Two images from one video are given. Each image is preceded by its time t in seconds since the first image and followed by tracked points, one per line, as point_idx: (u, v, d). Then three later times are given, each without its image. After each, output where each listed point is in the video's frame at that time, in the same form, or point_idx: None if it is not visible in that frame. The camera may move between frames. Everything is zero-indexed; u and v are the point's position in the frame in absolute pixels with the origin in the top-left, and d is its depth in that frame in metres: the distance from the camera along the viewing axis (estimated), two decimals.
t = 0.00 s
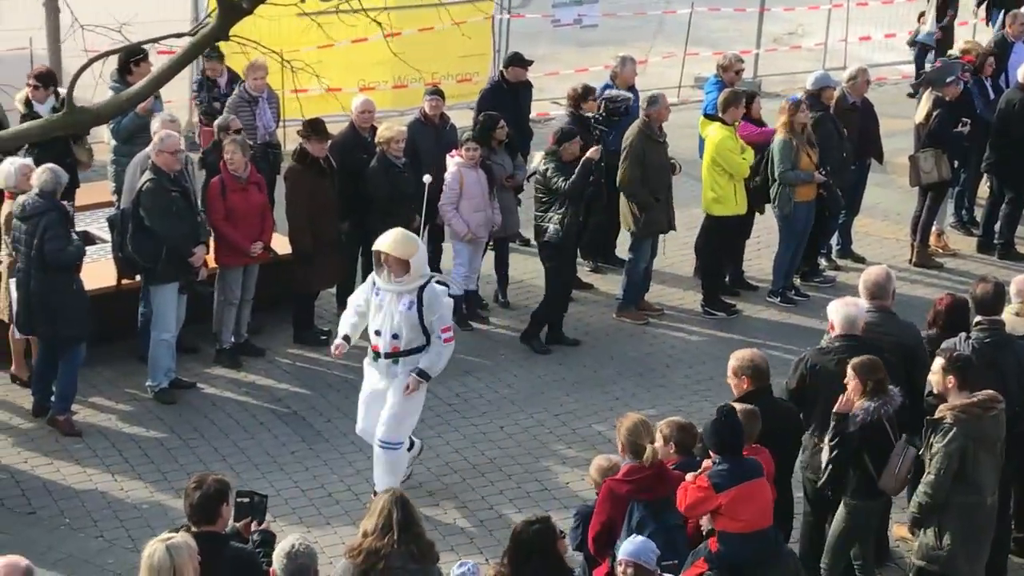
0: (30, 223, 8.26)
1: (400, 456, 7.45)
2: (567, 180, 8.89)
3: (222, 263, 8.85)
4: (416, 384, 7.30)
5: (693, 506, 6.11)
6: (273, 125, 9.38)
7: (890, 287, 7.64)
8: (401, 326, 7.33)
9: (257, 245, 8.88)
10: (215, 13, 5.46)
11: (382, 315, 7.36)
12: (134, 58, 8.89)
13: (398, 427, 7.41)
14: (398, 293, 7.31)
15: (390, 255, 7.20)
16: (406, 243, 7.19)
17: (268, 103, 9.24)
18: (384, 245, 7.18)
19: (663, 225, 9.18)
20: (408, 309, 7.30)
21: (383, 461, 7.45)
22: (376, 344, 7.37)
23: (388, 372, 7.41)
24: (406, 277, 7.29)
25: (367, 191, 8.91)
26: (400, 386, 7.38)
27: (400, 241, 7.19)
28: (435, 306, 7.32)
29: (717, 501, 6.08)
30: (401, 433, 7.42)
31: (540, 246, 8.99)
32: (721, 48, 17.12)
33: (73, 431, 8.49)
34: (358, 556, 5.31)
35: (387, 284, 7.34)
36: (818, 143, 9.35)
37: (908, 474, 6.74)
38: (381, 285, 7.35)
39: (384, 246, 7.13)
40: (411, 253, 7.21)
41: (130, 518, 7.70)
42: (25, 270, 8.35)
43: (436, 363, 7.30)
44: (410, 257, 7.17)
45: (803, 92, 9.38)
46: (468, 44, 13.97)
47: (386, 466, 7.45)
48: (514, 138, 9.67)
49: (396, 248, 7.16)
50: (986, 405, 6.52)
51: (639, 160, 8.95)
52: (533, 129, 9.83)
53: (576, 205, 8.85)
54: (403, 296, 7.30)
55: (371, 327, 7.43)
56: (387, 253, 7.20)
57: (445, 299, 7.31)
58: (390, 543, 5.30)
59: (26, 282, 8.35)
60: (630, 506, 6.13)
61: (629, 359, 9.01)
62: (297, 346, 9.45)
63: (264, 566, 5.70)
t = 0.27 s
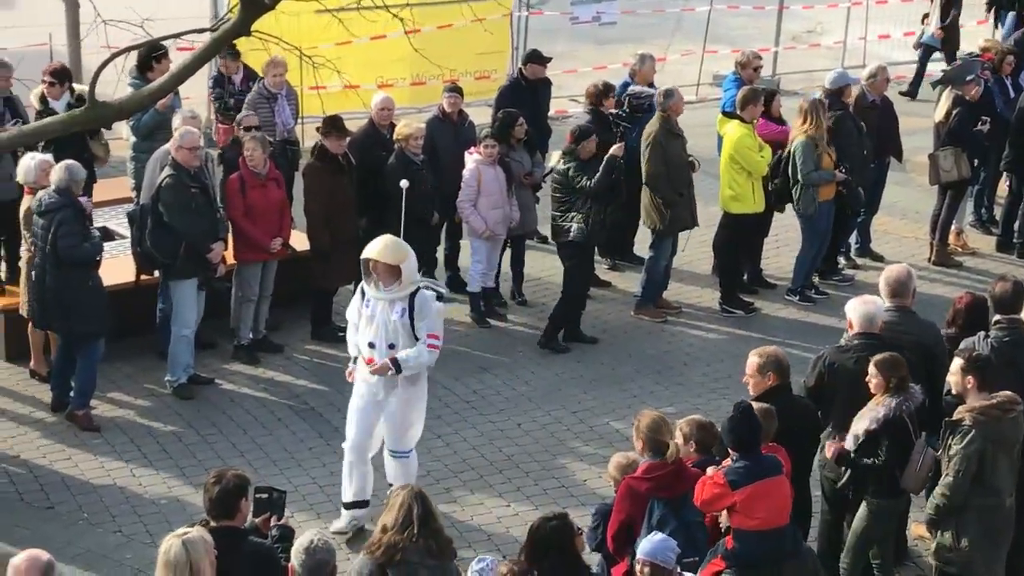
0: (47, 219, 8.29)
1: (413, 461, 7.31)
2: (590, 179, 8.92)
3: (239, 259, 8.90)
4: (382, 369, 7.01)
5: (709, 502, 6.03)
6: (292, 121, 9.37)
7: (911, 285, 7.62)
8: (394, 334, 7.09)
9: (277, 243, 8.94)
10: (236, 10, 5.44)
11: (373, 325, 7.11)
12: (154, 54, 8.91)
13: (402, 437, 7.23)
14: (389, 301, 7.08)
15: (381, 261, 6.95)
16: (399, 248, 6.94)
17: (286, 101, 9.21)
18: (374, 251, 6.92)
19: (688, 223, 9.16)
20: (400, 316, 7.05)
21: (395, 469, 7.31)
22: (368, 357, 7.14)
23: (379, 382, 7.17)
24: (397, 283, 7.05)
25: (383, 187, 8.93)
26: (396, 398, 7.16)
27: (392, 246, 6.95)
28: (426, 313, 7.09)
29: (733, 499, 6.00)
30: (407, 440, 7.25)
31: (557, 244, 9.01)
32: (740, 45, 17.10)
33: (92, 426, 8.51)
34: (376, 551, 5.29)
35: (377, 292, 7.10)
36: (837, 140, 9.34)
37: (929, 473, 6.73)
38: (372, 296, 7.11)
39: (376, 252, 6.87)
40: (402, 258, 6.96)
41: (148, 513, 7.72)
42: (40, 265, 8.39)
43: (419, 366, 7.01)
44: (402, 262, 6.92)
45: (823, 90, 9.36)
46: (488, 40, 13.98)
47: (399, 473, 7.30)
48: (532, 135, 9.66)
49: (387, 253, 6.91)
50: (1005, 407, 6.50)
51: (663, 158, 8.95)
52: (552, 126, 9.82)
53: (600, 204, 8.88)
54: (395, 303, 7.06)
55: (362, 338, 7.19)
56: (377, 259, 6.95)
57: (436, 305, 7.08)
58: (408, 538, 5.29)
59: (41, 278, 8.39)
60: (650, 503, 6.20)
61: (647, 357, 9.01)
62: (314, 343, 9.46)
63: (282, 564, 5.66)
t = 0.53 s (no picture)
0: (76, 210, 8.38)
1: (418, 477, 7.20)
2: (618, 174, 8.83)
3: (272, 251, 8.92)
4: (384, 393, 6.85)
5: (742, 497, 6.04)
6: (323, 115, 9.50)
7: (944, 282, 7.62)
8: (389, 350, 6.94)
9: (310, 235, 8.97)
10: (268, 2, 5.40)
11: (367, 342, 6.94)
12: (186, 47, 8.95)
13: (402, 457, 7.07)
14: (382, 316, 6.92)
15: (372, 277, 6.78)
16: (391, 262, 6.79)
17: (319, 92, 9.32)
18: (365, 267, 6.75)
19: (722, 217, 9.18)
20: (394, 330, 6.91)
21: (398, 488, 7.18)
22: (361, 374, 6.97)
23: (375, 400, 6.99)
24: (389, 297, 6.90)
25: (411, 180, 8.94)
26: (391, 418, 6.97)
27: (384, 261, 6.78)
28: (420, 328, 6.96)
29: (766, 494, 6.03)
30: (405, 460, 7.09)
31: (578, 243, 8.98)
32: (771, 40, 17.06)
33: (123, 417, 8.56)
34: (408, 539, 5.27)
35: (369, 309, 6.93)
36: (873, 135, 9.37)
37: (961, 471, 6.72)
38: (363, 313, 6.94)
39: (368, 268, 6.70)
40: (393, 272, 6.80)
41: (179, 504, 7.75)
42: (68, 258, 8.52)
43: (414, 378, 6.85)
44: (394, 276, 6.76)
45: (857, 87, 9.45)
46: (519, 34, 14.00)
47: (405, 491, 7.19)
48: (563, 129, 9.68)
49: (379, 268, 6.74)
50: None
51: (698, 149, 8.98)
52: (582, 119, 9.81)
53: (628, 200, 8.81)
54: (388, 318, 6.91)
55: (356, 358, 7.03)
56: (368, 275, 6.77)
57: (431, 319, 6.96)
58: (438, 529, 5.26)
59: (65, 271, 8.53)
60: (683, 497, 6.08)
61: (677, 351, 9.01)
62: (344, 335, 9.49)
63: (313, 554, 5.63)
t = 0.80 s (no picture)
0: (115, 194, 8.48)
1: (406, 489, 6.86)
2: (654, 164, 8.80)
3: (315, 239, 9.00)
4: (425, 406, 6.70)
5: (785, 490, 5.87)
6: (364, 103, 9.60)
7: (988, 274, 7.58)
8: (398, 349, 6.70)
9: (352, 223, 9.06)
10: None
11: (374, 340, 6.70)
12: (227, 34, 8.97)
13: (401, 461, 6.80)
14: (390, 314, 6.66)
15: (378, 273, 6.55)
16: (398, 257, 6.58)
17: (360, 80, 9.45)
18: (369, 265, 6.51)
19: (762, 206, 9.15)
20: (404, 329, 6.65)
21: (386, 497, 6.86)
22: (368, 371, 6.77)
23: (385, 401, 6.79)
24: (397, 295, 6.63)
25: (450, 168, 8.96)
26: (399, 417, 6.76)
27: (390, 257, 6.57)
28: (430, 325, 6.68)
29: (809, 488, 5.83)
30: (405, 465, 6.82)
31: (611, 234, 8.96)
32: (814, 30, 16.99)
33: (163, 403, 8.60)
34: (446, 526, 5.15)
35: (377, 306, 6.67)
36: (918, 126, 9.47)
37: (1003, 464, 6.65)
38: (372, 310, 6.69)
39: (375, 262, 6.48)
40: (401, 268, 6.58)
41: (217, 489, 7.78)
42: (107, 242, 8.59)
43: (444, 381, 6.68)
44: (400, 273, 6.52)
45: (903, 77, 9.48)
46: (559, 24, 13.99)
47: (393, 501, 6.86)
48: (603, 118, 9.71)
49: (386, 264, 6.52)
50: None
51: (740, 139, 8.98)
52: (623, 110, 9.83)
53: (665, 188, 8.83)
54: (396, 316, 6.65)
55: (363, 353, 6.79)
56: (374, 272, 6.55)
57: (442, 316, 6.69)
58: (479, 517, 5.14)
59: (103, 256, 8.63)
60: (722, 488, 6.06)
61: (717, 342, 9.00)
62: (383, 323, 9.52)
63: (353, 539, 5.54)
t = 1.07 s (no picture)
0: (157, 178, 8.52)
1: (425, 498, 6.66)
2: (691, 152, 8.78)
3: (357, 225, 9.02)
4: (414, 422, 6.40)
5: (829, 482, 5.69)
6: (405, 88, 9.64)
7: None
8: (404, 360, 6.45)
9: (393, 209, 9.07)
10: None
11: (383, 348, 6.48)
12: (270, 20, 8.99)
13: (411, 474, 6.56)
14: (399, 323, 6.43)
15: (390, 282, 6.33)
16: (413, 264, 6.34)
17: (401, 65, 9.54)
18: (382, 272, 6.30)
19: (803, 196, 9.16)
20: (411, 341, 6.40)
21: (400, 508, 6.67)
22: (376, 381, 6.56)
23: (389, 410, 6.55)
24: (409, 305, 6.40)
25: (490, 154, 8.97)
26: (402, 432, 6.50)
27: (404, 264, 6.34)
28: (439, 338, 6.41)
29: (852, 479, 5.65)
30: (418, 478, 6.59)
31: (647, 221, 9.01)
32: (858, 19, 16.93)
33: (203, 387, 8.65)
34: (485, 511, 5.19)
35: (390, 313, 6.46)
36: (966, 117, 9.52)
37: None
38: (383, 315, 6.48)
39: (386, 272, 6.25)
40: (415, 277, 6.34)
41: (257, 473, 7.82)
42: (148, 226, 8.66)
43: (439, 400, 6.38)
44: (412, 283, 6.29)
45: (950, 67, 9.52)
46: (602, 11, 13.99)
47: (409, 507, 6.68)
48: (644, 105, 9.69)
49: (398, 273, 6.29)
50: None
51: (780, 128, 9.03)
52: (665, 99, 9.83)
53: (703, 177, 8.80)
54: (405, 326, 6.41)
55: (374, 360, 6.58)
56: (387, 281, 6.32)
57: (452, 329, 6.40)
58: (520, 500, 5.16)
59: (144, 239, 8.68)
60: (763, 477, 6.05)
61: (757, 331, 8.99)
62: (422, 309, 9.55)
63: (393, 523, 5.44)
